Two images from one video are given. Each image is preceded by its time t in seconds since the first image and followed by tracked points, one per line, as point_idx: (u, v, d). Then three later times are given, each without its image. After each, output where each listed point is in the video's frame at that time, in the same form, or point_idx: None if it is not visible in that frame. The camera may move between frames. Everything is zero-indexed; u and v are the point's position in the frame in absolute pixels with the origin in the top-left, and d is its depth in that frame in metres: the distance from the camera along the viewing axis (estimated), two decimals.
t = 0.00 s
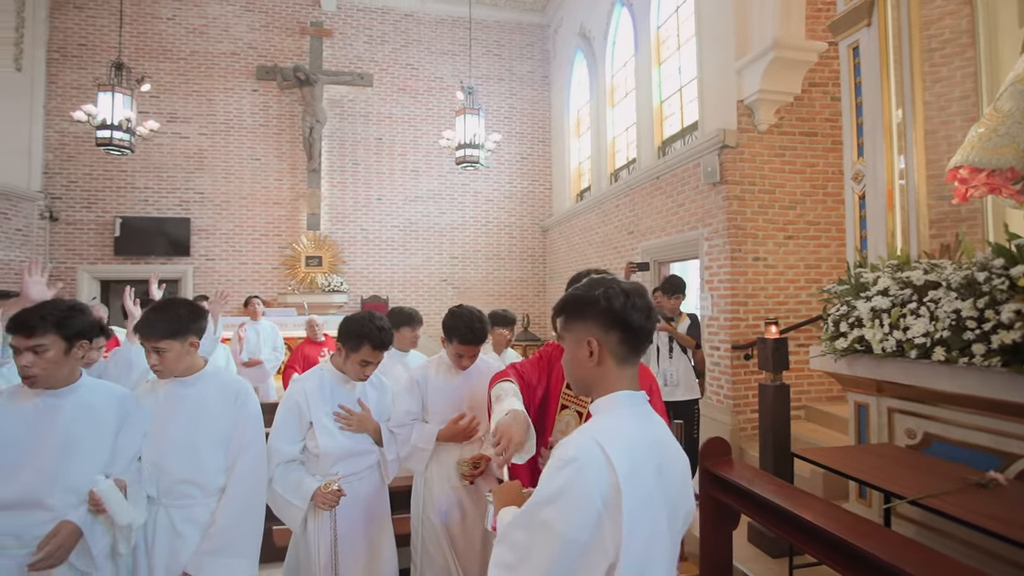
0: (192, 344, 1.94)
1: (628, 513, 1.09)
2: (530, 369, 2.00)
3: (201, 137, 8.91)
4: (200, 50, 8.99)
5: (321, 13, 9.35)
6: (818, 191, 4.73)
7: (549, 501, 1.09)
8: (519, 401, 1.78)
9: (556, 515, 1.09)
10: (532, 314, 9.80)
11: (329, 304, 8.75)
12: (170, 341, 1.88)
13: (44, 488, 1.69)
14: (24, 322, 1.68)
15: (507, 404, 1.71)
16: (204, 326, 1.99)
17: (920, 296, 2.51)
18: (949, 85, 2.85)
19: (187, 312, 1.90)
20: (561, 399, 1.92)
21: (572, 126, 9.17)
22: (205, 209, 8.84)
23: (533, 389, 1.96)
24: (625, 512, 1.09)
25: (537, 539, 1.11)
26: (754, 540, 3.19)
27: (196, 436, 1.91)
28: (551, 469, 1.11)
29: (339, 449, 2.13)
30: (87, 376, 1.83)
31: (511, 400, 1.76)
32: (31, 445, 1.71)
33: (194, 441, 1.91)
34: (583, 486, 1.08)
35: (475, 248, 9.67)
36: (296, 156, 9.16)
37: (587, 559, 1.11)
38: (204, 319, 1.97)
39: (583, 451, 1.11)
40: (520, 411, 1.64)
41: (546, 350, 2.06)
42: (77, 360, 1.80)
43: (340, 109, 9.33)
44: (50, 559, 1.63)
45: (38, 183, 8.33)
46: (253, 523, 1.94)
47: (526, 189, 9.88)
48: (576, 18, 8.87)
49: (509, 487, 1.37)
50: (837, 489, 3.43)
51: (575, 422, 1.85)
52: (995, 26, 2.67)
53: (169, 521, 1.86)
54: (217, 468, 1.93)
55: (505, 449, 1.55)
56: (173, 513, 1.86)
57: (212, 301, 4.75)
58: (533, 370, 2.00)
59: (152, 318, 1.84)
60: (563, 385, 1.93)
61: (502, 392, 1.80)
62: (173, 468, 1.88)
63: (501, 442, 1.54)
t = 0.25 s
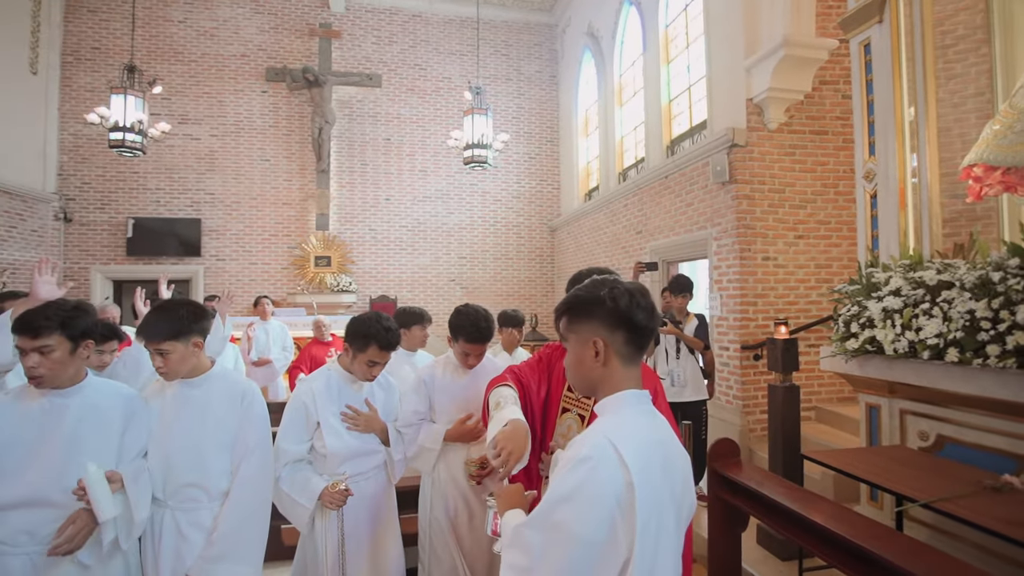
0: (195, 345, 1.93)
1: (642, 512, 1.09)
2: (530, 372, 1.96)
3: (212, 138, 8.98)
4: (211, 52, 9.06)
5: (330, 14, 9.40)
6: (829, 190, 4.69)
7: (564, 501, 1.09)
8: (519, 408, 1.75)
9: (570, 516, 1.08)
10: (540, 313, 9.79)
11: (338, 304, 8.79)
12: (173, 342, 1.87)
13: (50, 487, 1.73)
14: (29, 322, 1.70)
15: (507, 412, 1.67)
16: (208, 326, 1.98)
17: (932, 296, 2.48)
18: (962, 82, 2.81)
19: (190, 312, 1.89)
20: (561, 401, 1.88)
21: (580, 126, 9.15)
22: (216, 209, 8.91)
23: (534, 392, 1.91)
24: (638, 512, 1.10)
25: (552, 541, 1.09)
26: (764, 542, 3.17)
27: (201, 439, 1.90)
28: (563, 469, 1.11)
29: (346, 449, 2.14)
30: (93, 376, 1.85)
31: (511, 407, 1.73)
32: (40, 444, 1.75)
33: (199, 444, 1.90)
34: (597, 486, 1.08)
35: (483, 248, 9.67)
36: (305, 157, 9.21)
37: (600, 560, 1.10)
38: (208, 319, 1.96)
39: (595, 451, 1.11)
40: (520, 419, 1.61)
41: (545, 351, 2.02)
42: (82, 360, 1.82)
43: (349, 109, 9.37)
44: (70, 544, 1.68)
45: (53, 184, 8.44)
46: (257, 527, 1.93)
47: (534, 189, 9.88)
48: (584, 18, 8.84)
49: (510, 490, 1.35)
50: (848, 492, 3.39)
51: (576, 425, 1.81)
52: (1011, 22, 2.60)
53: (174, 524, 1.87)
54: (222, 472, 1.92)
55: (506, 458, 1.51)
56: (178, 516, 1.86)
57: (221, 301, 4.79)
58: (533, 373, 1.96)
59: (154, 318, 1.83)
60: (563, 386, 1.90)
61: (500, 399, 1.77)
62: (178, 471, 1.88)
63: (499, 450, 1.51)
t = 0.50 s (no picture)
0: (196, 345, 1.91)
1: (652, 510, 1.09)
2: (525, 376, 1.90)
3: (218, 139, 9.02)
4: (217, 53, 9.11)
5: (335, 15, 9.43)
6: (836, 189, 4.66)
7: (573, 503, 1.08)
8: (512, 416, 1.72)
9: (580, 515, 1.08)
10: (545, 313, 9.77)
11: (343, 304, 8.82)
12: (172, 343, 1.85)
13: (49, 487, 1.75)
14: (28, 324, 1.70)
15: (500, 422, 1.65)
16: (209, 326, 1.96)
17: (940, 296, 2.47)
18: (971, 80, 2.80)
19: (190, 311, 1.88)
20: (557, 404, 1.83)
21: (585, 125, 9.14)
22: (222, 210, 8.95)
23: (529, 396, 1.86)
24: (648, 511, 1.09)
25: (562, 544, 1.09)
26: (769, 543, 3.15)
27: (201, 442, 1.89)
28: (573, 469, 1.11)
29: (348, 449, 2.14)
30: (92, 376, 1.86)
31: (504, 414, 1.70)
32: (42, 442, 1.77)
33: (199, 448, 1.88)
34: (606, 485, 1.09)
35: (487, 248, 9.67)
36: (310, 157, 9.24)
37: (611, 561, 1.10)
38: (209, 319, 1.94)
39: (603, 450, 1.11)
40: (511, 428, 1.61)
41: (541, 352, 1.98)
42: (81, 360, 1.84)
43: (354, 110, 9.39)
44: (88, 531, 1.67)
45: (61, 185, 8.51)
46: (259, 532, 1.91)
47: (538, 188, 9.87)
48: (589, 17, 8.83)
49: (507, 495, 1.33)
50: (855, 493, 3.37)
51: (573, 428, 1.76)
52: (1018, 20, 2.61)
53: (176, 529, 1.86)
54: (223, 476, 1.90)
55: (498, 468, 1.50)
56: (178, 521, 1.85)
57: (227, 301, 4.82)
58: (528, 376, 1.91)
59: (153, 318, 1.82)
60: (560, 388, 1.84)
61: (493, 407, 1.74)
62: (179, 475, 1.86)
63: (490, 460, 1.50)
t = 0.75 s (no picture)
0: (192, 347, 1.87)
1: (658, 507, 1.10)
2: (513, 379, 1.90)
3: (220, 139, 9.04)
4: (220, 54, 9.13)
5: (338, 16, 9.44)
6: (838, 189, 4.65)
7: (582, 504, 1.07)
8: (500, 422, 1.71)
9: (590, 517, 1.07)
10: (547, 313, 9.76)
11: (346, 304, 8.83)
12: (168, 343, 1.81)
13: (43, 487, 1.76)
14: (24, 325, 1.71)
15: (487, 428, 1.65)
16: (208, 327, 1.93)
17: (943, 296, 2.46)
18: (975, 79, 2.80)
19: (190, 311, 1.85)
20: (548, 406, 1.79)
21: (587, 125, 9.13)
22: (224, 210, 8.97)
23: (518, 399, 1.84)
24: (654, 510, 1.10)
25: (572, 548, 1.07)
26: (771, 544, 3.14)
27: (198, 447, 1.84)
28: (580, 470, 1.10)
29: (348, 450, 2.15)
30: (87, 377, 1.88)
31: (493, 420, 1.70)
32: (39, 444, 1.79)
33: (197, 453, 1.84)
34: (614, 484, 1.08)
35: (489, 248, 9.66)
36: (312, 158, 9.25)
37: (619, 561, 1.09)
38: (208, 321, 1.91)
39: (611, 450, 1.11)
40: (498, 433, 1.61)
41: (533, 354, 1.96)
42: (77, 361, 1.85)
43: (356, 110, 9.41)
44: (84, 534, 1.71)
45: (65, 186, 8.53)
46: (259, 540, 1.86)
47: (540, 189, 9.86)
48: (591, 17, 8.82)
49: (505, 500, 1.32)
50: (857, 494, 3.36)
51: (564, 430, 1.71)
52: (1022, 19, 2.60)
53: (171, 536, 1.81)
54: (221, 483, 1.85)
55: (486, 474, 1.49)
56: (174, 528, 1.80)
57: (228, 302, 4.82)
58: (516, 378, 1.90)
59: (153, 317, 1.79)
60: (551, 389, 1.80)
61: (481, 411, 1.75)
62: (176, 481, 1.82)
63: (478, 468, 1.49)
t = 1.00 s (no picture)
0: (190, 347, 1.83)
1: (665, 505, 1.10)
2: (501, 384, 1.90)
3: (223, 140, 9.06)
4: (223, 55, 9.15)
5: (340, 16, 9.45)
6: (841, 189, 4.63)
7: (591, 506, 1.06)
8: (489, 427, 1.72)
9: (598, 519, 1.06)
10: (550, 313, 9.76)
11: (348, 303, 8.85)
12: (164, 344, 1.78)
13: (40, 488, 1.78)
14: (21, 326, 1.71)
15: (475, 430, 1.66)
16: (208, 328, 1.90)
17: (946, 296, 2.45)
18: (980, 78, 2.77)
19: (190, 311, 1.82)
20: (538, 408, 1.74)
21: (589, 125, 9.12)
22: (228, 210, 8.99)
23: (507, 403, 1.85)
24: (660, 509, 1.10)
25: (582, 551, 1.06)
26: (772, 545, 3.13)
27: (195, 452, 1.80)
28: (586, 473, 1.09)
29: (349, 450, 2.15)
30: (83, 378, 1.89)
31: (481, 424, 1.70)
32: (36, 445, 1.81)
33: (193, 458, 1.80)
34: (621, 486, 1.08)
35: (492, 248, 9.66)
36: (315, 158, 9.26)
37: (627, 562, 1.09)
38: (208, 321, 1.88)
39: (616, 450, 1.11)
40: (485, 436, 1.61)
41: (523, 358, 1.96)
42: (75, 362, 1.86)
43: (359, 110, 9.42)
44: (71, 535, 1.74)
45: (70, 187, 8.57)
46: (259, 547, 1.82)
47: (543, 188, 9.86)
48: (593, 16, 8.81)
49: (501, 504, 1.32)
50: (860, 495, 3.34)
51: (552, 433, 1.66)
52: None
53: (168, 539, 1.79)
54: (218, 488, 1.81)
55: (475, 479, 1.47)
56: (171, 532, 1.78)
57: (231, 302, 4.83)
58: (505, 383, 1.90)
59: (151, 316, 1.76)
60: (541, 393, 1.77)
61: (469, 415, 1.75)
62: (174, 486, 1.78)
63: (466, 473, 1.48)
